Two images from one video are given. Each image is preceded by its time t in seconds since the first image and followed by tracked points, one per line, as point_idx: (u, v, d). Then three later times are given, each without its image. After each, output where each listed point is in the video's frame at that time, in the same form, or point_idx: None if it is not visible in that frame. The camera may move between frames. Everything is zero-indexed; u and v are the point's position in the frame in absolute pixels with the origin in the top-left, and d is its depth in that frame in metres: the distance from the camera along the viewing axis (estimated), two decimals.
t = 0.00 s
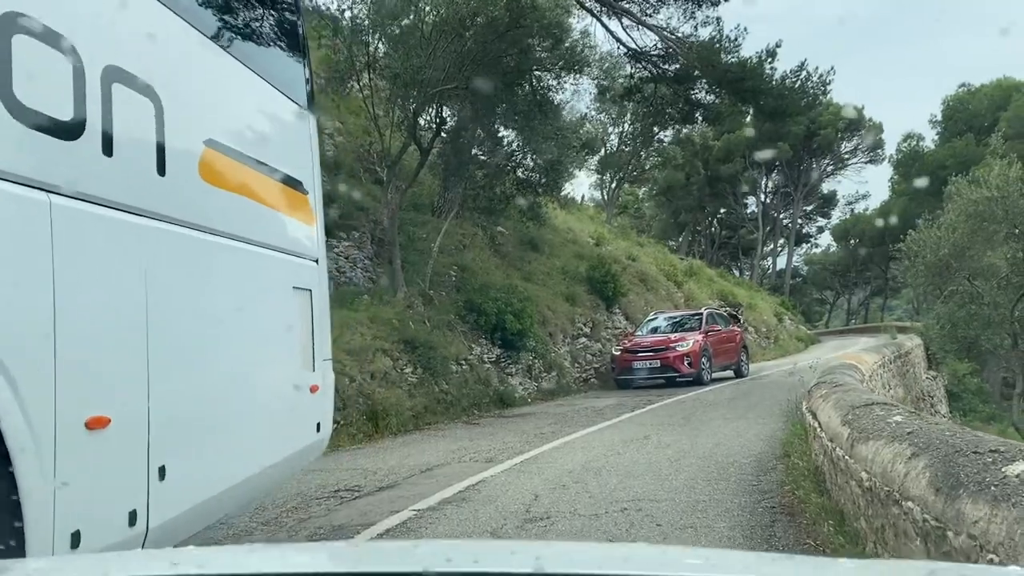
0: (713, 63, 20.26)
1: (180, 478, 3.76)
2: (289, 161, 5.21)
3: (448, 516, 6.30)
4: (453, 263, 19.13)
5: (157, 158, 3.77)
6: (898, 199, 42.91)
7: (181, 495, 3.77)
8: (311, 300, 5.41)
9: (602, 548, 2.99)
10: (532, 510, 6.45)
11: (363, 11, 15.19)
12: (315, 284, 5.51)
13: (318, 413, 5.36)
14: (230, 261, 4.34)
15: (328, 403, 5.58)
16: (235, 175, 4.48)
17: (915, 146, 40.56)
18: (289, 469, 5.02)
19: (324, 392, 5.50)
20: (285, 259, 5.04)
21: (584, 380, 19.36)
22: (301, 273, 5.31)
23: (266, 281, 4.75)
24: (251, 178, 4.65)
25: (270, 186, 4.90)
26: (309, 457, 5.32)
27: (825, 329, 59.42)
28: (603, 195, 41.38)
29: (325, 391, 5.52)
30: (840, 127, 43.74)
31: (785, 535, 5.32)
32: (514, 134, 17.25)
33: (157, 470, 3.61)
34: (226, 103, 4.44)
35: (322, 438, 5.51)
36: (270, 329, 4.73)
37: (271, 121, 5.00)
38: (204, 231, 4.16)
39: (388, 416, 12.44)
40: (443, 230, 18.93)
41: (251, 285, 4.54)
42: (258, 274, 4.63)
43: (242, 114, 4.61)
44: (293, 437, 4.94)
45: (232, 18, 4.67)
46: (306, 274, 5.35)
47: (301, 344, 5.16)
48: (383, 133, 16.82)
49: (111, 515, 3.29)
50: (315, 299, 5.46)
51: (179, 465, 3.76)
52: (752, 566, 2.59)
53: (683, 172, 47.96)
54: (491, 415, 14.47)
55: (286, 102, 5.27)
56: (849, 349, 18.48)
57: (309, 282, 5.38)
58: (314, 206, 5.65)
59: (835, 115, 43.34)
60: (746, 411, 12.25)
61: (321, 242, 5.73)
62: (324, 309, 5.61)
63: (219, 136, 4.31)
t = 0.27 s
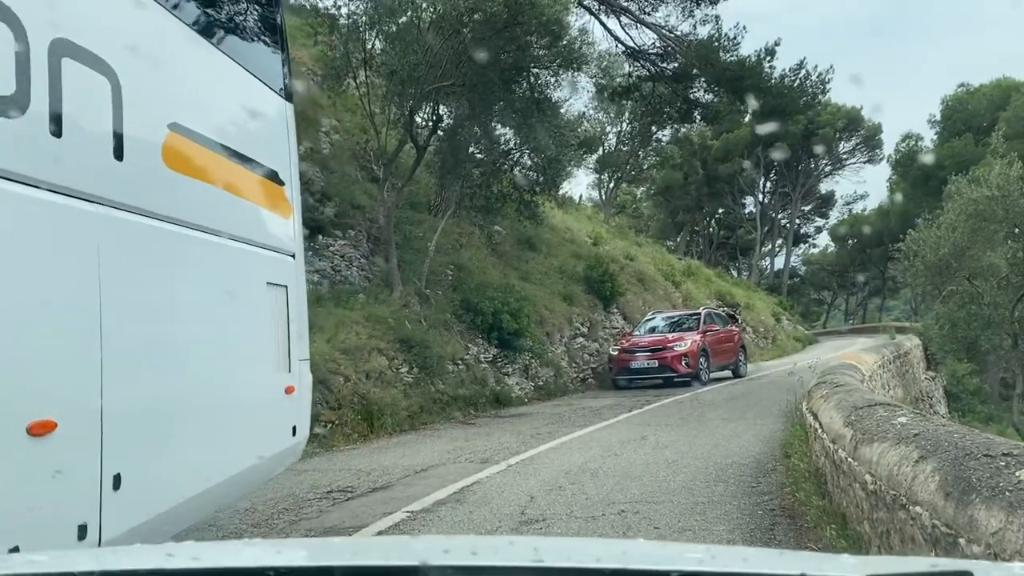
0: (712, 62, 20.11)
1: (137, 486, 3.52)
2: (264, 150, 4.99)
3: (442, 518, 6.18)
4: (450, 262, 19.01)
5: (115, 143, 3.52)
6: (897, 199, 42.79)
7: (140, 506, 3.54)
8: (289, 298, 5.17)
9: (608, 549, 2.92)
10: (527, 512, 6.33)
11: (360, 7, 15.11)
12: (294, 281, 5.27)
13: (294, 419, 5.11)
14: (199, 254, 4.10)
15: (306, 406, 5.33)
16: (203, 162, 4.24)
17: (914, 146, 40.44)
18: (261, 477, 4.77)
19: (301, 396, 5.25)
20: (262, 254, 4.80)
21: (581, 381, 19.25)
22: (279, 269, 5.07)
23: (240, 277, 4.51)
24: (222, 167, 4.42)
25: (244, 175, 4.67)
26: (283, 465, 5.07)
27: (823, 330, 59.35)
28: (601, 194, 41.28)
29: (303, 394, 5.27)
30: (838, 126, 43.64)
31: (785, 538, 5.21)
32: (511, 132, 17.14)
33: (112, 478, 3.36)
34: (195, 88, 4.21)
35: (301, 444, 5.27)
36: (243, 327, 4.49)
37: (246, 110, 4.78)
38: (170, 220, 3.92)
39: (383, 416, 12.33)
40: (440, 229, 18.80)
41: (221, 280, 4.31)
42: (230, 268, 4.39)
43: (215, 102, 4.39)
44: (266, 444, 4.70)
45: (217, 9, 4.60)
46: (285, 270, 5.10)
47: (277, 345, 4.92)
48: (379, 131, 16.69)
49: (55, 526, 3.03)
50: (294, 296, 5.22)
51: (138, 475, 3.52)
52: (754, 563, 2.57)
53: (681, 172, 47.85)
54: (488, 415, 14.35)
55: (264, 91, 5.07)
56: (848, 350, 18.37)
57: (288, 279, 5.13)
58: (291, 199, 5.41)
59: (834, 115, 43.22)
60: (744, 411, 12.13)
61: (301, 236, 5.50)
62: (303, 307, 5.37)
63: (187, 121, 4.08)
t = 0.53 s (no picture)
0: (711, 63, 20.00)
1: (94, 500, 3.30)
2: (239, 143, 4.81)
3: (437, 522, 6.10)
4: (447, 263, 18.92)
5: (72, 139, 3.29)
6: (895, 201, 42.73)
7: (96, 521, 3.32)
8: (262, 299, 4.96)
9: (618, 554, 2.95)
10: (523, 516, 6.25)
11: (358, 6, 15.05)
12: (268, 280, 5.05)
13: (265, 426, 4.90)
14: (163, 252, 3.88)
15: (278, 412, 5.12)
16: (168, 153, 4.02)
17: (912, 148, 40.38)
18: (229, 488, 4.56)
19: (274, 402, 5.04)
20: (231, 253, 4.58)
21: (579, 382, 19.16)
22: (252, 266, 4.86)
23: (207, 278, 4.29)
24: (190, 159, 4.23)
25: (214, 168, 4.48)
26: (254, 475, 4.86)
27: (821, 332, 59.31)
28: (599, 195, 41.17)
29: (275, 401, 5.06)
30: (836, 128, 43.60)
31: (786, 545, 5.12)
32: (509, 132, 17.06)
33: (65, 493, 3.13)
34: (163, 78, 4.02)
35: (274, 450, 5.05)
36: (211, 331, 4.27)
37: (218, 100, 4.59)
38: (130, 216, 3.70)
39: (379, 418, 12.24)
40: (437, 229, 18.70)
41: (186, 281, 4.08)
42: (195, 269, 4.17)
43: (182, 89, 4.18)
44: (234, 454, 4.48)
45: (201, 7, 4.54)
46: (257, 270, 4.89)
47: (247, 349, 4.71)
48: (377, 131, 16.59)
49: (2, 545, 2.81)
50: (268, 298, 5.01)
51: (95, 490, 3.29)
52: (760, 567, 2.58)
53: (679, 173, 47.77)
54: (484, 417, 14.25)
55: (237, 79, 4.88)
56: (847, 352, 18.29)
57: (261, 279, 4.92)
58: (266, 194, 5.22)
59: (832, 116, 43.16)
60: (743, 414, 12.04)
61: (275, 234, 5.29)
62: (277, 308, 5.16)
63: (155, 111, 3.89)
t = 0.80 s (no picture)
0: (710, 64, 19.87)
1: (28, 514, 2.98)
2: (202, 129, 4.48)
3: (432, 527, 5.99)
4: (445, 263, 18.81)
5: (9, 117, 2.97)
6: (894, 204, 42.65)
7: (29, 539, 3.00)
8: (231, 297, 4.60)
9: (625, 555, 2.97)
10: (519, 522, 6.13)
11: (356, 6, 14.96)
12: (239, 276, 4.69)
13: (237, 433, 4.55)
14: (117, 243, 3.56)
15: (250, 419, 4.74)
16: (124, 134, 3.70)
17: (911, 150, 40.30)
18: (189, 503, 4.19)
19: (245, 408, 4.66)
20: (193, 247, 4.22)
21: (577, 384, 19.04)
22: (223, 262, 4.53)
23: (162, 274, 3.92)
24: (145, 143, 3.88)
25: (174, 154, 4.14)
26: (219, 489, 4.50)
27: (819, 334, 59.24)
28: (598, 197, 41.10)
29: (247, 407, 4.68)
30: (835, 131, 43.53)
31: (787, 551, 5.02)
32: (507, 132, 16.97)
33: None
34: (119, 57, 3.71)
35: (244, 460, 4.71)
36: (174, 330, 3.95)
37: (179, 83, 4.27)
38: (82, 205, 3.38)
39: (375, 420, 12.13)
40: (435, 230, 18.59)
41: (138, 277, 3.72)
42: (151, 264, 3.81)
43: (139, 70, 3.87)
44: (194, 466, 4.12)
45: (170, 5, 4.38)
46: (225, 265, 4.52)
47: (217, 349, 4.37)
48: (374, 131, 16.47)
49: None
50: (238, 295, 4.64)
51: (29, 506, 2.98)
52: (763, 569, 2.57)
53: (677, 176, 47.70)
54: (481, 420, 14.13)
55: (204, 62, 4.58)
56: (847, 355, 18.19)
57: (229, 276, 4.56)
58: (238, 184, 4.88)
59: (831, 119, 43.08)
60: (742, 417, 11.93)
61: (249, 227, 4.93)
62: (251, 307, 4.79)
63: (104, 91, 3.55)
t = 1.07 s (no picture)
0: (710, 65, 19.73)
1: None
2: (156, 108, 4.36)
3: (426, 532, 5.85)
4: (442, 265, 18.68)
5: None
6: (893, 208, 42.54)
7: None
8: (195, 297, 4.58)
9: (628, 553, 2.91)
10: (514, 527, 6.00)
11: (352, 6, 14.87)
12: (204, 274, 4.71)
13: (200, 438, 4.58)
14: (78, 243, 3.55)
15: (215, 425, 4.78)
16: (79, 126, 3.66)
17: (911, 153, 40.20)
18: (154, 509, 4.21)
19: (209, 412, 4.70)
20: (161, 245, 4.22)
21: (575, 387, 18.91)
22: (186, 260, 4.52)
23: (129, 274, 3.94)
24: (96, 127, 3.78)
25: (125, 134, 4.03)
26: (182, 496, 4.50)
27: (818, 338, 59.10)
28: (597, 199, 40.97)
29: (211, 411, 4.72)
30: (834, 134, 43.44)
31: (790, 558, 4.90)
32: (505, 133, 16.87)
33: None
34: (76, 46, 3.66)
35: (209, 467, 4.74)
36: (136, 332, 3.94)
37: (130, 59, 4.12)
38: (38, 200, 3.35)
39: (370, 422, 11.99)
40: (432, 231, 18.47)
41: (104, 277, 3.74)
42: (114, 269, 3.80)
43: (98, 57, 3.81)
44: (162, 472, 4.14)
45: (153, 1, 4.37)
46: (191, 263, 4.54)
47: (180, 350, 4.38)
48: (371, 131, 16.36)
49: None
50: (202, 295, 4.65)
51: None
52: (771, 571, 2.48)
53: (676, 178, 47.59)
54: (477, 422, 13.99)
55: (165, 47, 4.50)
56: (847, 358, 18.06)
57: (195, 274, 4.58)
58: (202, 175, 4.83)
59: (830, 122, 42.99)
60: (741, 421, 11.80)
61: (212, 224, 4.93)
62: (216, 307, 4.82)
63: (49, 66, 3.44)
